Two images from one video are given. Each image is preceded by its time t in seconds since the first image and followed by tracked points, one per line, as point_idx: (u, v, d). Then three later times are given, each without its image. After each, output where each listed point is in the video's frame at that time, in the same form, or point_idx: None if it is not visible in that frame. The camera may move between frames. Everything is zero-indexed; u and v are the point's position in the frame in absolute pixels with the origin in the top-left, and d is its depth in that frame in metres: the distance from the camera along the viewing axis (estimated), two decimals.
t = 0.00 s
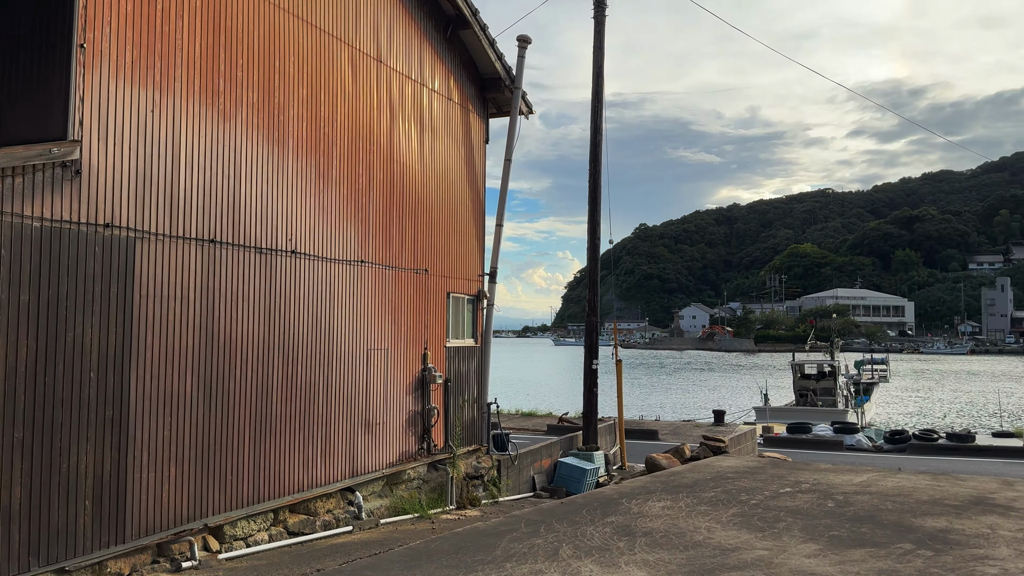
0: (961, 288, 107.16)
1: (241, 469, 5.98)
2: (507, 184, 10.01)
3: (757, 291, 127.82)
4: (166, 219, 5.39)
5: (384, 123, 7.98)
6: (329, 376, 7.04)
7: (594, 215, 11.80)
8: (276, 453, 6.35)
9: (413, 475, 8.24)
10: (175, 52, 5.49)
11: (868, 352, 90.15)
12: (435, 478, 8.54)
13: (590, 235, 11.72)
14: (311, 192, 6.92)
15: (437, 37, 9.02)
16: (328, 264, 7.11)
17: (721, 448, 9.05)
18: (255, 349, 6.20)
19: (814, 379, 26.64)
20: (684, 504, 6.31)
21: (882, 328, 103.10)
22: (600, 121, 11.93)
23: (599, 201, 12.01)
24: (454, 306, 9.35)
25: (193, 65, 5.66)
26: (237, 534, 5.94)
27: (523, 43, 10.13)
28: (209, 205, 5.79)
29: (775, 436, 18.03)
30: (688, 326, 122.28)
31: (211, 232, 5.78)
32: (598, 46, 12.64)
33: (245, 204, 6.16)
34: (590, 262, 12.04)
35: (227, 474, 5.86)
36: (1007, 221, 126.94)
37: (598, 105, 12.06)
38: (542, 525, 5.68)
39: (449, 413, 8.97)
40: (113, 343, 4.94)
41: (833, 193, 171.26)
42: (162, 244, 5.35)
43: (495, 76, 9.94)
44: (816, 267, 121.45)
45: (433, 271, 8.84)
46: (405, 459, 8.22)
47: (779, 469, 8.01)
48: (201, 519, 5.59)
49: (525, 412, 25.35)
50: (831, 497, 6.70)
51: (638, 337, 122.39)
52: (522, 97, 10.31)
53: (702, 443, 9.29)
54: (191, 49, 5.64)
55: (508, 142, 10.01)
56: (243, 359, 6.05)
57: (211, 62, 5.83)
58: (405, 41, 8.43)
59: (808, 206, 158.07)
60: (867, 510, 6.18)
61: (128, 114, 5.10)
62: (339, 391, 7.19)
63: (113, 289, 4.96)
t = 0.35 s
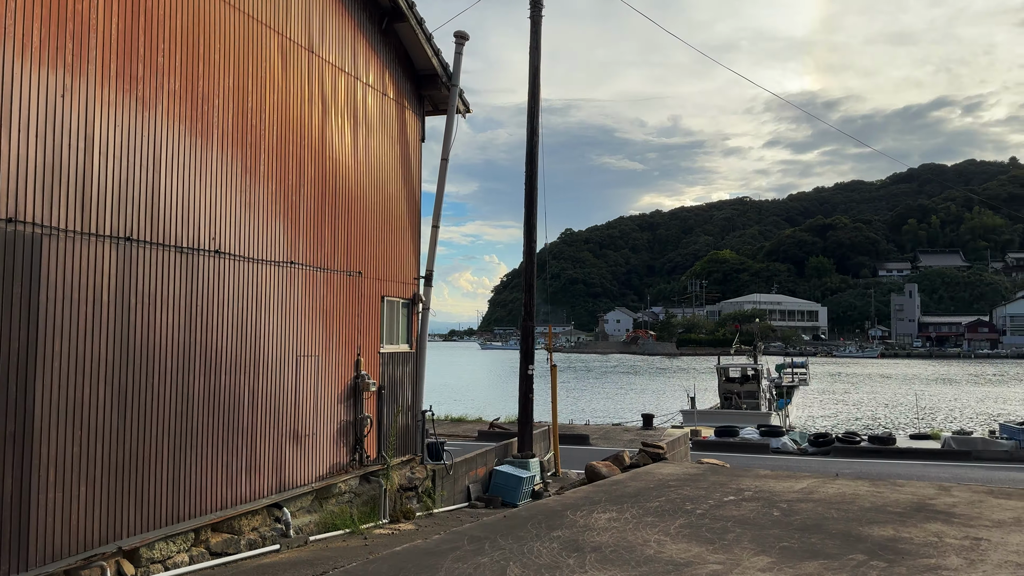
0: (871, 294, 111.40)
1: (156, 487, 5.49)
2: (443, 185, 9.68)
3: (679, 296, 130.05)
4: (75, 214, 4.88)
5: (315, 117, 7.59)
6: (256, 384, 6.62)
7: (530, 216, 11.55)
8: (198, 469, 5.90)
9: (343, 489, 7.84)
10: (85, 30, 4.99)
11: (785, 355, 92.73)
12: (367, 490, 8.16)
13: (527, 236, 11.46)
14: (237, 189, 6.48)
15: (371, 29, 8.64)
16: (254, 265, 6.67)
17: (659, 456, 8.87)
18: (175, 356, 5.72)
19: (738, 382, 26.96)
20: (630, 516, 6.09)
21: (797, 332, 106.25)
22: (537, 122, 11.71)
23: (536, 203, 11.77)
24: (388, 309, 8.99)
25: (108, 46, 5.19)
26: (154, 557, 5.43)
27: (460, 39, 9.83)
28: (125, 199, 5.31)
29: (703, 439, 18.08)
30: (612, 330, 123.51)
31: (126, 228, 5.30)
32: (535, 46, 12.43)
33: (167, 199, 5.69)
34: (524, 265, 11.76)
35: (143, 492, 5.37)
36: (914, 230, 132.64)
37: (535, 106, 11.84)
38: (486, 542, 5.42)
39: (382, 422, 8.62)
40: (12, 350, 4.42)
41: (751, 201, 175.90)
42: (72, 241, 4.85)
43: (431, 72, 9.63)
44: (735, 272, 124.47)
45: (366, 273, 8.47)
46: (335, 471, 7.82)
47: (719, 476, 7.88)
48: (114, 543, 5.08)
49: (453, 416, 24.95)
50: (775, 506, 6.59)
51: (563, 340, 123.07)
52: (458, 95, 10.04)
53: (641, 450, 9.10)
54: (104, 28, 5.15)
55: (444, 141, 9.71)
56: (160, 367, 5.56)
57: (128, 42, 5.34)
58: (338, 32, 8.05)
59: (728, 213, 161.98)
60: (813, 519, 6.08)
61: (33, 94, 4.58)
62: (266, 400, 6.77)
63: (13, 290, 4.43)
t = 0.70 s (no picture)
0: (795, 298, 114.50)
1: (79, 501, 5.05)
2: (386, 183, 9.36)
3: (611, 299, 131.23)
4: None
5: (254, 109, 7.21)
6: (188, 391, 6.20)
7: (475, 216, 11.29)
8: (129, 485, 5.48)
9: (281, 500, 7.46)
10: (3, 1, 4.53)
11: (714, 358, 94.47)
12: (306, 502, 7.78)
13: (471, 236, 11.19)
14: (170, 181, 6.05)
15: (313, 18, 8.28)
16: (187, 262, 6.26)
17: (609, 460, 8.69)
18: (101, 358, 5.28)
19: (674, 385, 27.12)
20: (586, 525, 5.88)
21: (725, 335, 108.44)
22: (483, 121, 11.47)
23: (480, 204, 11.51)
24: (328, 310, 8.60)
25: (29, 24, 4.75)
26: None
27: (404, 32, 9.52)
28: (50, 190, 4.87)
29: (644, 442, 18.05)
30: (546, 333, 123.77)
31: (50, 221, 4.87)
32: (479, 43, 12.19)
33: (94, 189, 5.25)
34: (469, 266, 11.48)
35: (66, 507, 4.93)
36: (835, 237, 137.04)
37: (478, 106, 11.60)
38: (439, 556, 5.15)
39: (322, 428, 8.26)
40: None
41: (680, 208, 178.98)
42: None
43: (374, 65, 9.30)
44: (666, 276, 126.26)
45: (305, 274, 8.10)
46: (270, 482, 7.42)
47: (670, 481, 7.72)
48: (32, 564, 4.63)
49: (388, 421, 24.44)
50: (732, 512, 6.45)
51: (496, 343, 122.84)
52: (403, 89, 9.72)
53: (590, 454, 8.89)
54: None
55: (388, 137, 9.39)
56: (84, 370, 5.13)
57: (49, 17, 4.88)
58: (279, 19, 7.66)
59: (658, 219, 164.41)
60: (771, 526, 5.97)
61: None
62: (199, 410, 6.36)
63: None
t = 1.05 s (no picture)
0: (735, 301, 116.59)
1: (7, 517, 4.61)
2: (337, 180, 9.00)
3: (556, 302, 131.62)
4: None
5: (197, 96, 6.82)
6: (124, 396, 5.78)
7: (428, 213, 10.99)
8: (61, 497, 5.08)
9: (225, 512, 7.05)
10: None
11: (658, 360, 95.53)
12: (251, 514, 7.39)
13: (424, 234, 10.89)
14: (106, 171, 5.64)
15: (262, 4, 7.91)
16: (125, 259, 5.84)
17: (568, 466, 8.49)
18: (30, 360, 4.86)
19: (621, 387, 27.09)
20: (552, 535, 5.64)
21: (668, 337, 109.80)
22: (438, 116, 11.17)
23: (433, 202, 11.20)
24: (275, 311, 8.20)
25: None
26: None
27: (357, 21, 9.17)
28: None
29: (594, 445, 17.89)
30: (490, 335, 123.46)
31: None
32: (433, 38, 11.89)
33: (24, 181, 4.85)
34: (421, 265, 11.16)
35: None
36: (774, 241, 140.11)
37: (432, 101, 11.30)
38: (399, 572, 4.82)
39: (268, 435, 7.86)
40: None
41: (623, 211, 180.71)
42: None
43: (325, 54, 8.95)
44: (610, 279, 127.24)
45: (252, 272, 7.71)
46: (214, 493, 7.02)
47: (633, 487, 7.50)
48: None
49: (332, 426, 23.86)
50: (698, 519, 6.26)
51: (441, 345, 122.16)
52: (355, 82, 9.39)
53: (548, 460, 8.67)
54: None
55: (341, 131, 9.04)
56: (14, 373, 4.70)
57: None
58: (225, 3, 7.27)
59: (602, 222, 165.74)
60: (740, 533, 5.79)
61: None
62: (137, 418, 5.95)
63: None
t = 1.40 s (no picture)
0: (689, 302, 117.81)
1: None
2: (291, 173, 8.61)
3: (511, 303, 131.74)
4: None
5: (141, 79, 6.41)
6: (59, 398, 5.37)
7: (386, 208, 10.64)
8: None
9: (170, 522, 6.64)
10: None
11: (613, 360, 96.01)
12: (198, 522, 6.98)
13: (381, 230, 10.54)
14: (37, 153, 5.22)
15: None
16: (59, 250, 5.41)
17: (532, 468, 8.21)
18: None
19: (579, 388, 26.93)
20: (519, 543, 5.35)
21: (622, 338, 110.33)
22: (396, 110, 10.82)
23: (391, 197, 10.84)
24: (224, 309, 7.78)
25: None
26: None
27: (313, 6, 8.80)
28: None
29: (553, 446, 17.64)
30: (446, 336, 122.80)
31: None
32: (391, 27, 11.51)
33: None
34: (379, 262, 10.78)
35: None
36: (726, 243, 141.97)
37: (390, 94, 10.96)
38: None
39: (217, 438, 7.46)
40: None
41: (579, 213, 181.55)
42: None
43: (279, 41, 8.56)
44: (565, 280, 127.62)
45: (199, 267, 7.31)
46: (158, 501, 6.60)
47: (599, 490, 7.23)
48: None
49: (284, 429, 23.29)
50: (669, 523, 6.01)
51: (396, 346, 121.22)
52: (309, 70, 9.01)
53: (511, 462, 8.37)
54: None
55: (294, 121, 8.66)
56: None
57: None
58: None
59: (558, 224, 166.37)
60: (713, 538, 5.56)
61: None
62: (75, 424, 5.54)
63: None
